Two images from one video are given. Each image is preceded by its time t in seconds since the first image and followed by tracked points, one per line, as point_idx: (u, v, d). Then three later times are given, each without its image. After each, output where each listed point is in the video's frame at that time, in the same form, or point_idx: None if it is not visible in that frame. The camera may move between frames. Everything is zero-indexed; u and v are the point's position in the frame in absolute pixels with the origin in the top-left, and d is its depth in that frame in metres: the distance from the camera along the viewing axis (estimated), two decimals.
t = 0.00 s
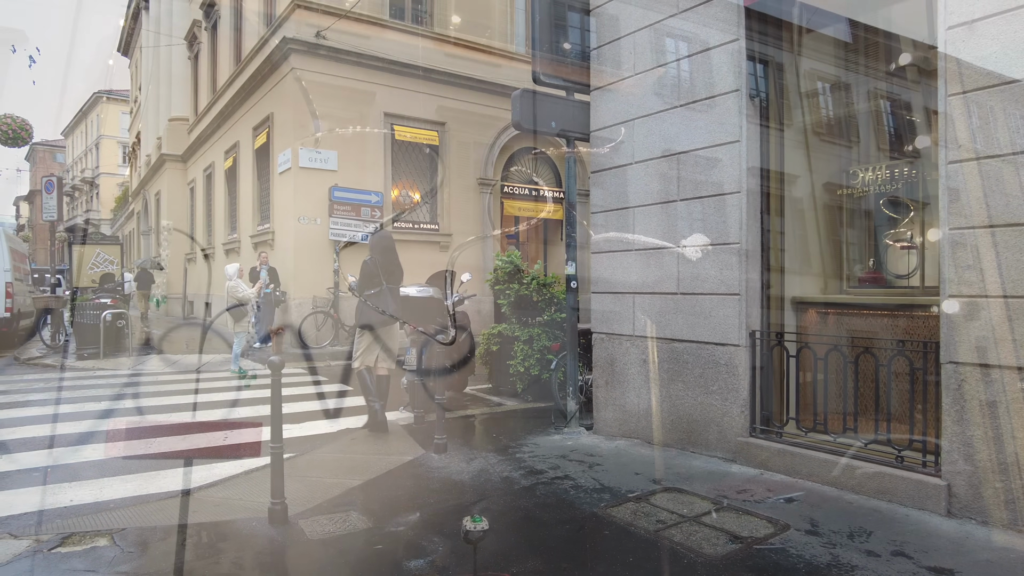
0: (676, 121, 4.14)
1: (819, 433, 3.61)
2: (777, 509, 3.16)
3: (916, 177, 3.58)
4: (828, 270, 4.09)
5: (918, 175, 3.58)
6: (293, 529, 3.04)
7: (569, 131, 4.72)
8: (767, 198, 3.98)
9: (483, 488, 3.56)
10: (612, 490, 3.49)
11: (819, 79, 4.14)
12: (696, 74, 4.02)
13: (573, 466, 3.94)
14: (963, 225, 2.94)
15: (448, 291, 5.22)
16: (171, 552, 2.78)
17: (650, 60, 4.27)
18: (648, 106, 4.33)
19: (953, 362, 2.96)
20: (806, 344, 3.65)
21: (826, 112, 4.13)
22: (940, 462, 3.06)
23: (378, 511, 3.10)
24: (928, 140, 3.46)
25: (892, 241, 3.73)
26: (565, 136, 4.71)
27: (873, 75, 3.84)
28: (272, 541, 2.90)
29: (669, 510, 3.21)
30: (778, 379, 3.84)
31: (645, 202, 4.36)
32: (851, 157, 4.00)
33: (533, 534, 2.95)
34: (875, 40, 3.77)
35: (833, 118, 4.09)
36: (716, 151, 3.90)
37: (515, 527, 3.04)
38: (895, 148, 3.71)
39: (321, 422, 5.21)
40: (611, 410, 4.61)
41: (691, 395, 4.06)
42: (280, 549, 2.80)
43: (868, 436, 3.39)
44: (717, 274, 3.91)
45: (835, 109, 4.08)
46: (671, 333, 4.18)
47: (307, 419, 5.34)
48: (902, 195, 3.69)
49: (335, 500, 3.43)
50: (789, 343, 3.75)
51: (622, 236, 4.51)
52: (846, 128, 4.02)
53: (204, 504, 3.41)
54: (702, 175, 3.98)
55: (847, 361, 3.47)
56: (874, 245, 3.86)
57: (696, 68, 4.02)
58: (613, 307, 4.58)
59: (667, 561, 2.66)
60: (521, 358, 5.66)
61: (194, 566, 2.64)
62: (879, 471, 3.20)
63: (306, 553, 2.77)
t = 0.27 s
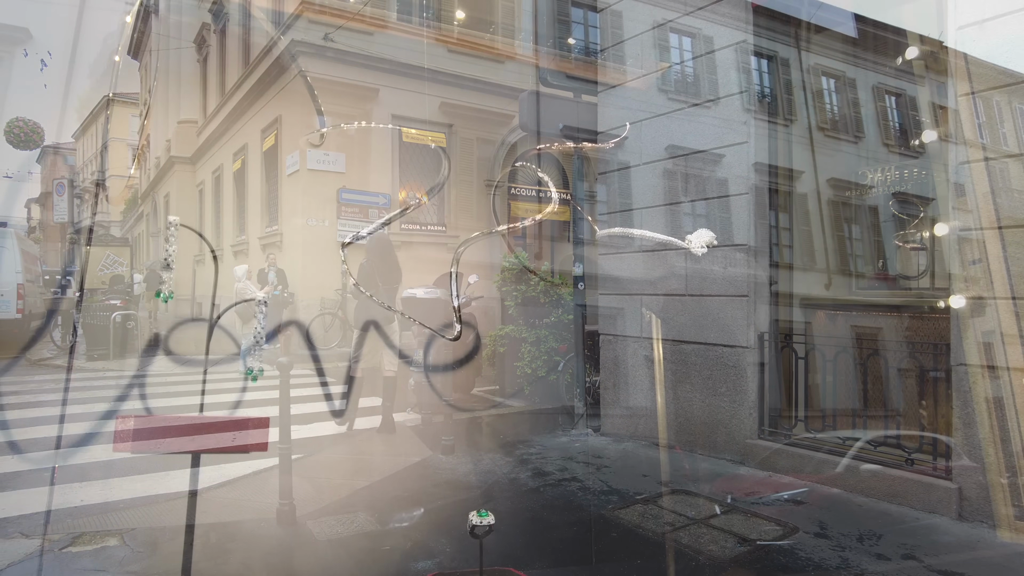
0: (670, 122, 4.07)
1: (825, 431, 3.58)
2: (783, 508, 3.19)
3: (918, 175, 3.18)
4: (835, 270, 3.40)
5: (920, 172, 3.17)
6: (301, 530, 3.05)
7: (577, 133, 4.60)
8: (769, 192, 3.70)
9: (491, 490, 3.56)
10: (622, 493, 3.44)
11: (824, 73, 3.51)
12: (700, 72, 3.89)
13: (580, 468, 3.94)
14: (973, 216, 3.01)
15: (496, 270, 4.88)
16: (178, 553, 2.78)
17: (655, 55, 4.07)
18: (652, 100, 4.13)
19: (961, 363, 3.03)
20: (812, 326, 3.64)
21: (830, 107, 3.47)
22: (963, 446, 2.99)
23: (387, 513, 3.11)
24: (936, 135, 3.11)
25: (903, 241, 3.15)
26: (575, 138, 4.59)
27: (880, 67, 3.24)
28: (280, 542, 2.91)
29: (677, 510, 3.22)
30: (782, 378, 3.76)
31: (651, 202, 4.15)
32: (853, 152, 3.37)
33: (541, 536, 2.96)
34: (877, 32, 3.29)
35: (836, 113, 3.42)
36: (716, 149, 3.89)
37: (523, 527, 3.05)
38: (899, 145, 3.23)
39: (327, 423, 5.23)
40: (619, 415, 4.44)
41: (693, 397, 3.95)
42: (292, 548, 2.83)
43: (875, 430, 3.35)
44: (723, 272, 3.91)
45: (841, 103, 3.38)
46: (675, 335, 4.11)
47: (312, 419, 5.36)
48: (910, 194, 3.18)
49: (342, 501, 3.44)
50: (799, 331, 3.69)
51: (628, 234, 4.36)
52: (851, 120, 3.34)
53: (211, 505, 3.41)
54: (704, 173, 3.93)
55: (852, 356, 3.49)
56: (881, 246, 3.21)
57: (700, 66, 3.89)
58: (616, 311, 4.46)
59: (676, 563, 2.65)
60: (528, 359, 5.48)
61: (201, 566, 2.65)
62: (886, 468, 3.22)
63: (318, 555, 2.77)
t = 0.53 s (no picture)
0: (675, 117, 3.28)
1: (826, 427, 3.03)
2: (794, 499, 2.83)
3: (928, 166, 3.27)
4: (838, 264, 3.27)
5: (931, 163, 3.27)
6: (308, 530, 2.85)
7: (580, 134, 3.15)
8: (768, 188, 3.34)
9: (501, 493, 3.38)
10: (627, 492, 2.93)
11: (828, 69, 3.54)
12: (705, 68, 3.43)
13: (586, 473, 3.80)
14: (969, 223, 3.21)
15: (503, 270, 2.92)
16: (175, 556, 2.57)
17: (656, 46, 3.32)
18: (655, 92, 3.28)
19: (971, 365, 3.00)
20: (815, 320, 3.20)
21: (833, 103, 3.49)
22: (971, 443, 2.87)
23: (391, 505, 2.59)
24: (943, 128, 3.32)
25: (918, 234, 3.14)
26: (582, 141, 3.13)
27: (887, 62, 3.47)
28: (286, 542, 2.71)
29: (688, 503, 2.90)
30: (792, 373, 3.17)
31: (653, 206, 3.12)
32: (860, 147, 3.36)
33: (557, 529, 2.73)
34: (882, 28, 3.51)
35: (842, 108, 3.47)
36: (720, 144, 3.32)
37: (536, 522, 2.79)
38: (903, 137, 3.31)
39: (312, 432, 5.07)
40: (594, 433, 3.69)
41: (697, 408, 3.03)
42: (305, 529, 2.46)
43: (878, 427, 2.93)
44: (728, 269, 3.18)
45: (845, 99, 3.48)
46: (676, 310, 3.08)
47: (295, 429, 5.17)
48: (920, 188, 3.22)
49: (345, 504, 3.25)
50: (805, 327, 3.20)
51: (628, 229, 3.09)
52: (856, 116, 3.41)
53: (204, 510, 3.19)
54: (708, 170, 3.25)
55: (853, 342, 3.09)
56: (886, 241, 3.16)
57: (704, 61, 3.42)
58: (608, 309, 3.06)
59: None
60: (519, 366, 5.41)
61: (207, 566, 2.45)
62: (889, 465, 2.82)
63: (333, 556, 2.48)
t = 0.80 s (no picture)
0: (678, 115, 3.13)
1: (829, 424, 2.81)
2: (799, 496, 2.66)
3: (932, 164, 3.28)
4: (843, 261, 3.00)
5: (936, 161, 3.29)
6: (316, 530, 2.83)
7: (585, 130, 3.04)
8: (771, 185, 3.07)
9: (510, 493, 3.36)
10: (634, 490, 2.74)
11: (832, 63, 3.27)
12: (707, 63, 3.21)
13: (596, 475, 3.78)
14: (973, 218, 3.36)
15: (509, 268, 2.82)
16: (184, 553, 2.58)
17: (660, 42, 3.18)
18: (658, 89, 3.14)
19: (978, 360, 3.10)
20: (818, 318, 2.88)
21: (838, 99, 3.24)
22: (973, 439, 2.97)
23: (395, 501, 2.52)
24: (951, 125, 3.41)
25: (924, 230, 3.15)
26: (587, 137, 3.02)
27: (892, 57, 3.36)
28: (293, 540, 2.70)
29: (690, 497, 2.72)
30: (797, 371, 2.82)
31: (654, 200, 2.98)
32: (864, 143, 3.21)
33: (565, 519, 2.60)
34: (885, 22, 3.41)
35: (846, 104, 3.25)
36: (724, 141, 3.11)
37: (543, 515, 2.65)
38: (909, 134, 3.29)
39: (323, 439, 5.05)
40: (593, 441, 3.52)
41: (697, 413, 2.77)
42: (312, 525, 2.45)
43: (884, 423, 2.84)
44: (732, 266, 2.93)
45: (850, 94, 3.27)
46: (679, 304, 2.84)
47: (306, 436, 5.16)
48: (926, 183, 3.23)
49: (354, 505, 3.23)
50: (812, 325, 2.87)
51: (633, 225, 2.93)
52: (860, 112, 3.25)
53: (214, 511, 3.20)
54: (710, 167, 3.07)
55: (857, 336, 2.90)
56: (890, 238, 3.07)
57: (707, 56, 3.21)
58: (606, 306, 2.86)
59: None
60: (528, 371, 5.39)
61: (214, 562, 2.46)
62: (893, 461, 2.77)
63: (336, 551, 2.45)
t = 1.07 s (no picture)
0: (681, 111, 3.12)
1: (833, 421, 2.81)
2: (802, 492, 2.65)
3: (937, 159, 3.27)
4: (847, 257, 2.99)
5: (941, 157, 3.28)
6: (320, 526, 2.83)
7: (589, 126, 3.03)
8: (775, 181, 3.06)
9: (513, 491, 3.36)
10: (638, 488, 2.73)
11: (836, 60, 3.26)
12: (711, 59, 3.20)
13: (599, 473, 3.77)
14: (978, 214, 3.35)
15: (514, 264, 2.81)
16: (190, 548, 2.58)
17: (663, 37, 3.17)
18: (661, 85, 3.13)
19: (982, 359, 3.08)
20: (821, 315, 2.87)
21: (842, 94, 3.24)
22: (977, 435, 2.96)
23: (399, 497, 2.52)
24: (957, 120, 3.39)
25: (928, 226, 3.15)
26: (591, 133, 3.02)
27: (897, 52, 3.34)
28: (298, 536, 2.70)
29: (695, 494, 2.73)
30: (801, 367, 2.82)
31: (657, 196, 2.97)
32: (868, 139, 3.20)
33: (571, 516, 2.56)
34: (889, 17, 3.39)
35: (849, 100, 3.24)
36: (728, 137, 3.11)
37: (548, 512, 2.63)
38: (913, 130, 3.27)
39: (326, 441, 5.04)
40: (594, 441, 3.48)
41: (701, 411, 2.79)
42: (318, 521, 2.46)
43: (887, 419, 2.84)
44: (735, 262, 2.88)
45: (853, 90, 3.26)
46: (684, 300, 2.81)
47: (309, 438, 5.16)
48: (931, 180, 3.21)
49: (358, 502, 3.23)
50: (814, 321, 2.87)
51: (636, 221, 2.92)
52: (864, 108, 3.24)
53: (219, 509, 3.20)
54: (714, 163, 3.05)
55: (861, 333, 2.89)
56: (895, 235, 3.06)
57: (710, 51, 3.20)
58: (610, 302, 2.87)
59: None
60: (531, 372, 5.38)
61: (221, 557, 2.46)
62: (897, 458, 2.76)
63: (342, 546, 2.46)
